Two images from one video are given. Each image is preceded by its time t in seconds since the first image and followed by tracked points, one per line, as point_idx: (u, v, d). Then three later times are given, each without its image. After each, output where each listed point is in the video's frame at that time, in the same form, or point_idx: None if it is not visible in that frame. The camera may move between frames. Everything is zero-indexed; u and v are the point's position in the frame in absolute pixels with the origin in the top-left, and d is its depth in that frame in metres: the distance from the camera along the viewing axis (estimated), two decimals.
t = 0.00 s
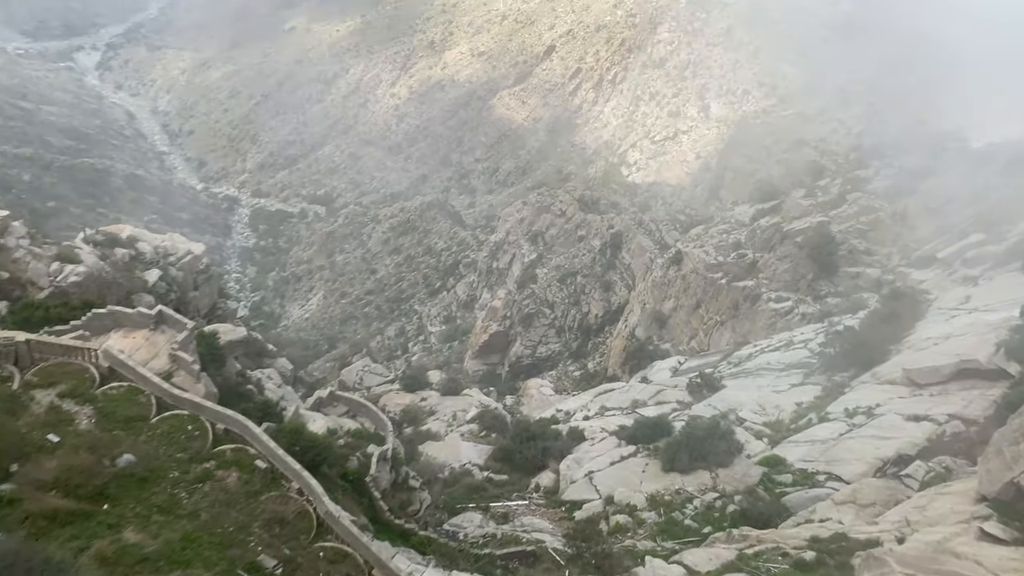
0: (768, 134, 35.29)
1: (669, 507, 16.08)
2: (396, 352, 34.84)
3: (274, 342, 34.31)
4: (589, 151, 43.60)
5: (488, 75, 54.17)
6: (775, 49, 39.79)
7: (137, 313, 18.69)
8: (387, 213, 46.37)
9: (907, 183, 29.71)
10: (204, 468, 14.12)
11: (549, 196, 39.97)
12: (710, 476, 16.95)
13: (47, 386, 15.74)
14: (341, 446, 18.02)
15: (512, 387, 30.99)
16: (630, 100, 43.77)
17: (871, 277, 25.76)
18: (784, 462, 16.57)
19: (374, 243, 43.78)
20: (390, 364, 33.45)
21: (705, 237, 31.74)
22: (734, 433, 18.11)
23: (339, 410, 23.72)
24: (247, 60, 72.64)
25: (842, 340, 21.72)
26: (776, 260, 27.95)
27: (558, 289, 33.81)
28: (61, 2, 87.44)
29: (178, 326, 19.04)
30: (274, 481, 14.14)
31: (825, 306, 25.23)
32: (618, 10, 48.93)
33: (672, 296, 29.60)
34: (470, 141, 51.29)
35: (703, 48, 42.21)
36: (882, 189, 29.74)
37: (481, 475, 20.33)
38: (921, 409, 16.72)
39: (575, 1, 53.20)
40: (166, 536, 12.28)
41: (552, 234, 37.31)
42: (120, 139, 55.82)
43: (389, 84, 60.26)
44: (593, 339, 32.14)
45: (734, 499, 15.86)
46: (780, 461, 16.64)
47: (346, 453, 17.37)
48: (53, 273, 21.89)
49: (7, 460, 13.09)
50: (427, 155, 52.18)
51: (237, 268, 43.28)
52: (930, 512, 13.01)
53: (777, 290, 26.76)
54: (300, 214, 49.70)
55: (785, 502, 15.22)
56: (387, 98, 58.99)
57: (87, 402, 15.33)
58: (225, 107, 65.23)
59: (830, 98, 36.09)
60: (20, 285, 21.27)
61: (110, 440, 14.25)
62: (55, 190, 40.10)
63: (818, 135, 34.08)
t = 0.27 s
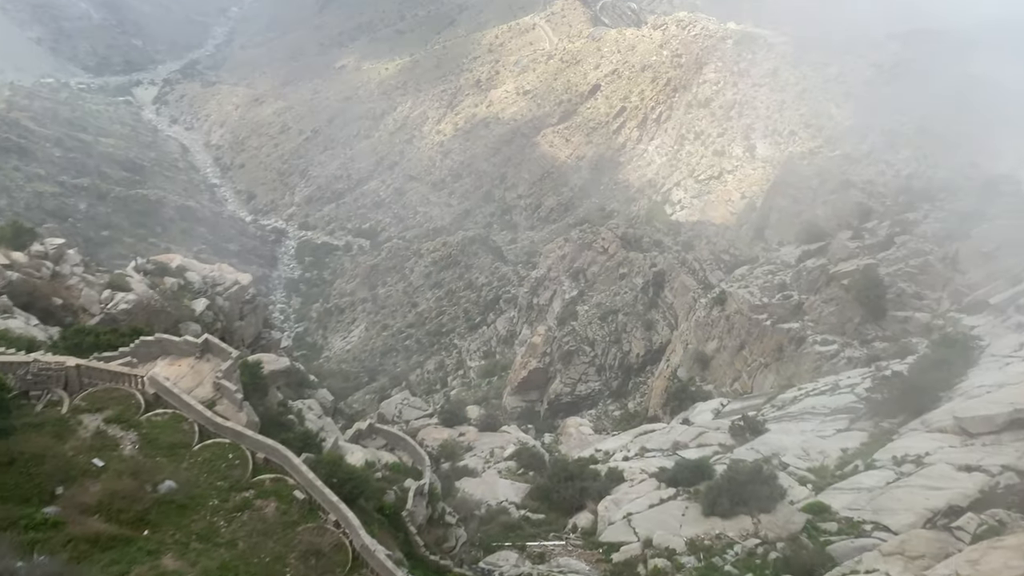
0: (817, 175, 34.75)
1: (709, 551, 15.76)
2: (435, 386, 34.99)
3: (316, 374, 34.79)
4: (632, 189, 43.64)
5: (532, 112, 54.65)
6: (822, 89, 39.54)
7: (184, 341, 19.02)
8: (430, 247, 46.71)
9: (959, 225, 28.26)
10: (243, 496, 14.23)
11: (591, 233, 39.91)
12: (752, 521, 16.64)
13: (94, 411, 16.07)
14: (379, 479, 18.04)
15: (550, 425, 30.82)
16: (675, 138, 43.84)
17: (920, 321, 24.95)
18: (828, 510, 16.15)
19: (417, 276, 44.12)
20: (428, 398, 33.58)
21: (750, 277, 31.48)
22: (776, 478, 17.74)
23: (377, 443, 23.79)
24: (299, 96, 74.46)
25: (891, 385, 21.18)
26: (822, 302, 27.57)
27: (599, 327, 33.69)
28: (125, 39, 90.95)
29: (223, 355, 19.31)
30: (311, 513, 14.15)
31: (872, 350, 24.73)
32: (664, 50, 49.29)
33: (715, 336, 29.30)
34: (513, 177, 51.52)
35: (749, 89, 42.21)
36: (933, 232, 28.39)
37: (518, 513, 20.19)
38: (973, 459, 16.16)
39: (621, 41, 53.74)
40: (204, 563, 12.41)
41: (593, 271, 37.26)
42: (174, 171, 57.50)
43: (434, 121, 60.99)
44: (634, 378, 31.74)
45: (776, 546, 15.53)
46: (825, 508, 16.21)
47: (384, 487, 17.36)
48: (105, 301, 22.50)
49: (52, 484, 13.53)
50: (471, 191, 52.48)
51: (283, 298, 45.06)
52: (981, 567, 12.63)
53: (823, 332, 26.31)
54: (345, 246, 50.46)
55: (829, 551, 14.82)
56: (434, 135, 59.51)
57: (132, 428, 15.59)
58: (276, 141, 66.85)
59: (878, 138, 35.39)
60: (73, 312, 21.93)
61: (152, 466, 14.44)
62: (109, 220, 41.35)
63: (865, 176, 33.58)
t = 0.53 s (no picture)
0: (860, 209, 34.30)
1: None
2: (470, 415, 34.98)
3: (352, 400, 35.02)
4: (672, 221, 43.50)
5: (572, 144, 54.91)
6: (867, 123, 39.16)
7: (224, 365, 19.29)
8: (468, 276, 46.89)
9: (1008, 262, 27.70)
10: (279, 521, 14.30)
11: (630, 264, 39.77)
12: (791, 562, 16.24)
13: (135, 432, 16.32)
14: (412, 508, 17.99)
15: (586, 458, 30.57)
16: (716, 171, 43.73)
17: (967, 360, 24.35)
18: (871, 552, 15.71)
19: (454, 304, 44.26)
20: (463, 428, 33.55)
21: (791, 311, 30.92)
22: (817, 517, 17.34)
23: (412, 471, 23.78)
24: (342, 126, 75.76)
25: (936, 425, 20.64)
26: (865, 338, 27.08)
27: (637, 360, 33.39)
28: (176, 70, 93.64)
29: (262, 379, 19.52)
30: (345, 540, 14.14)
31: (917, 389, 24.19)
32: (705, 83, 49.39)
33: (755, 371, 28.86)
34: (552, 207, 51.69)
35: (791, 122, 42.00)
36: (982, 270, 27.86)
37: (552, 546, 19.98)
38: None
39: (662, 74, 53.96)
40: None
41: (632, 303, 37.02)
42: (219, 197, 58.74)
43: (474, 151, 61.64)
44: (672, 413, 31.11)
45: None
46: (868, 550, 15.77)
47: (417, 516, 17.30)
48: (149, 323, 22.93)
49: (92, 503, 13.75)
50: (509, 221, 52.75)
51: (322, 324, 45.90)
52: None
53: (866, 369, 25.83)
54: (384, 274, 50.94)
55: None
56: (474, 163, 60.23)
57: (172, 449, 15.79)
58: (319, 169, 67.98)
59: (924, 173, 34.79)
60: (118, 334, 22.39)
61: (190, 488, 14.59)
62: (155, 244, 42.33)
63: (910, 212, 32.98)
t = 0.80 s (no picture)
0: (896, 240, 33.90)
1: None
2: (499, 441, 34.90)
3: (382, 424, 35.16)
4: (705, 249, 43.26)
5: (605, 171, 55.00)
6: (904, 153, 38.72)
7: (257, 388, 19.47)
8: (499, 302, 46.96)
9: None
10: (307, 544, 14.32)
11: (662, 293, 39.52)
12: None
13: (168, 452, 16.50)
14: (440, 534, 17.90)
15: (615, 487, 30.27)
16: (750, 199, 43.50)
17: (1009, 395, 23.74)
18: None
19: (485, 330, 44.29)
20: (492, 454, 33.44)
21: (826, 343, 30.60)
22: (852, 554, 16.96)
23: (440, 497, 23.68)
24: (377, 152, 76.66)
25: (977, 461, 20.13)
26: (902, 370, 26.59)
27: (669, 389, 33.05)
28: (217, 96, 95.70)
29: (294, 401, 19.63)
30: (372, 565, 14.10)
31: (956, 424, 23.65)
32: (739, 111, 49.29)
33: (789, 403, 28.43)
34: (584, 234, 51.69)
35: (827, 151, 41.70)
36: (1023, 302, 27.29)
37: None
38: None
39: (696, 102, 53.96)
40: None
41: (663, 331, 36.72)
42: (256, 221, 59.67)
43: (507, 178, 61.98)
44: (704, 444, 30.74)
45: None
46: None
47: (445, 542, 17.20)
48: (184, 344, 23.25)
49: (125, 521, 13.90)
50: (541, 247, 52.82)
51: (353, 348, 46.22)
52: None
53: (903, 403, 25.33)
54: (415, 298, 51.21)
55: None
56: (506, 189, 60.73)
57: (203, 470, 15.93)
58: (353, 194, 68.77)
59: (963, 204, 34.24)
60: (154, 354, 22.74)
61: (220, 509, 14.69)
62: (192, 266, 43.07)
63: (949, 243, 32.45)
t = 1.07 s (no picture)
0: (926, 267, 33.46)
1: None
2: (523, 466, 34.73)
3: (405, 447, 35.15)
4: (731, 274, 42.98)
5: (631, 196, 54.97)
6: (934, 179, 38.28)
7: (282, 408, 19.55)
8: (523, 325, 46.89)
9: None
10: (328, 566, 14.29)
11: (688, 318, 39.23)
12: None
13: (193, 471, 16.59)
14: (461, 559, 17.76)
15: (639, 514, 29.95)
16: (777, 225, 43.24)
17: None
18: None
19: (509, 353, 44.20)
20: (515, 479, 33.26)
21: (854, 371, 30.20)
22: None
23: (462, 521, 23.54)
24: (404, 175, 77.28)
25: (1010, 493, 19.67)
26: (933, 400, 26.12)
27: (694, 415, 32.70)
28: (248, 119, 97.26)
29: (318, 423, 19.66)
30: None
31: (990, 455, 23.14)
32: (767, 136, 49.17)
33: (816, 431, 28.01)
34: (609, 259, 51.59)
35: (855, 176, 41.37)
36: None
37: None
38: None
39: (723, 127, 53.89)
40: None
41: (689, 356, 36.39)
42: (283, 243, 60.32)
43: (533, 201, 62.14)
44: (729, 471, 30.28)
45: None
46: None
47: (467, 567, 17.05)
48: (211, 364, 23.44)
49: (149, 540, 13.99)
50: (566, 271, 52.79)
51: (377, 369, 46.43)
52: None
53: (934, 433, 24.87)
54: (440, 321, 51.31)
55: None
56: (532, 212, 60.91)
57: (227, 489, 15.99)
58: (380, 217, 69.27)
59: (995, 231, 33.70)
60: (181, 373, 22.96)
61: (243, 529, 14.71)
62: (220, 287, 43.57)
63: (980, 271, 31.86)
